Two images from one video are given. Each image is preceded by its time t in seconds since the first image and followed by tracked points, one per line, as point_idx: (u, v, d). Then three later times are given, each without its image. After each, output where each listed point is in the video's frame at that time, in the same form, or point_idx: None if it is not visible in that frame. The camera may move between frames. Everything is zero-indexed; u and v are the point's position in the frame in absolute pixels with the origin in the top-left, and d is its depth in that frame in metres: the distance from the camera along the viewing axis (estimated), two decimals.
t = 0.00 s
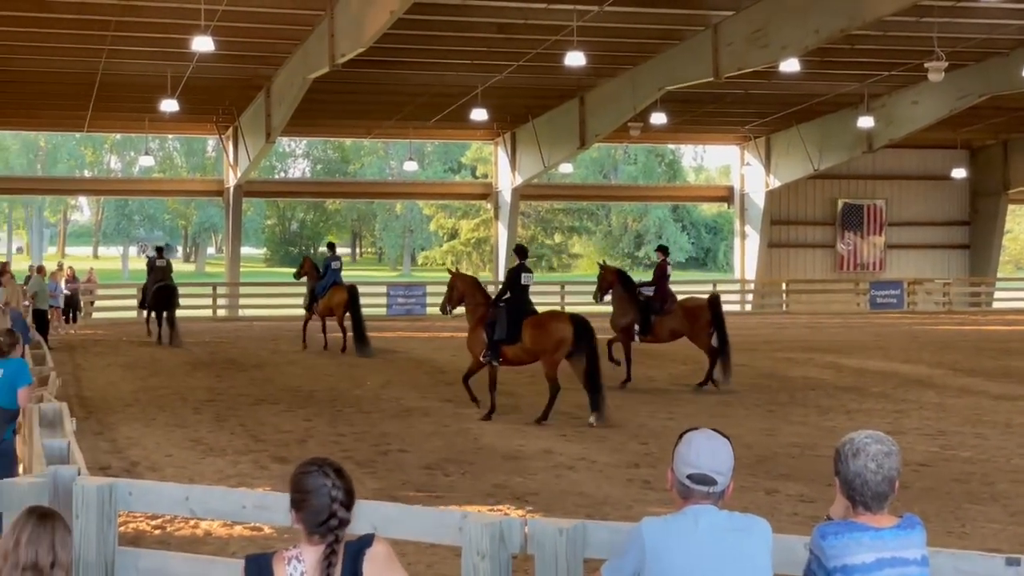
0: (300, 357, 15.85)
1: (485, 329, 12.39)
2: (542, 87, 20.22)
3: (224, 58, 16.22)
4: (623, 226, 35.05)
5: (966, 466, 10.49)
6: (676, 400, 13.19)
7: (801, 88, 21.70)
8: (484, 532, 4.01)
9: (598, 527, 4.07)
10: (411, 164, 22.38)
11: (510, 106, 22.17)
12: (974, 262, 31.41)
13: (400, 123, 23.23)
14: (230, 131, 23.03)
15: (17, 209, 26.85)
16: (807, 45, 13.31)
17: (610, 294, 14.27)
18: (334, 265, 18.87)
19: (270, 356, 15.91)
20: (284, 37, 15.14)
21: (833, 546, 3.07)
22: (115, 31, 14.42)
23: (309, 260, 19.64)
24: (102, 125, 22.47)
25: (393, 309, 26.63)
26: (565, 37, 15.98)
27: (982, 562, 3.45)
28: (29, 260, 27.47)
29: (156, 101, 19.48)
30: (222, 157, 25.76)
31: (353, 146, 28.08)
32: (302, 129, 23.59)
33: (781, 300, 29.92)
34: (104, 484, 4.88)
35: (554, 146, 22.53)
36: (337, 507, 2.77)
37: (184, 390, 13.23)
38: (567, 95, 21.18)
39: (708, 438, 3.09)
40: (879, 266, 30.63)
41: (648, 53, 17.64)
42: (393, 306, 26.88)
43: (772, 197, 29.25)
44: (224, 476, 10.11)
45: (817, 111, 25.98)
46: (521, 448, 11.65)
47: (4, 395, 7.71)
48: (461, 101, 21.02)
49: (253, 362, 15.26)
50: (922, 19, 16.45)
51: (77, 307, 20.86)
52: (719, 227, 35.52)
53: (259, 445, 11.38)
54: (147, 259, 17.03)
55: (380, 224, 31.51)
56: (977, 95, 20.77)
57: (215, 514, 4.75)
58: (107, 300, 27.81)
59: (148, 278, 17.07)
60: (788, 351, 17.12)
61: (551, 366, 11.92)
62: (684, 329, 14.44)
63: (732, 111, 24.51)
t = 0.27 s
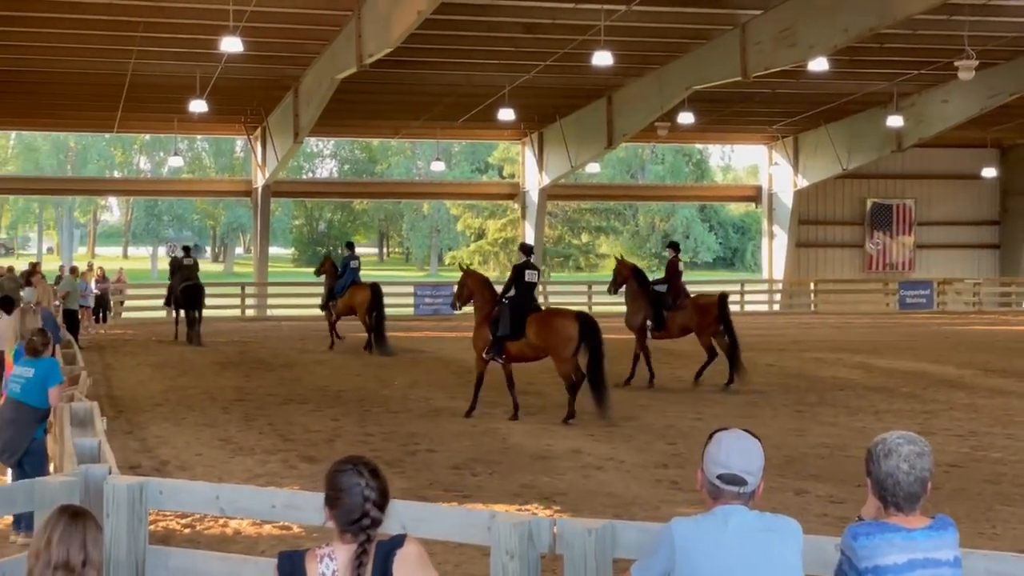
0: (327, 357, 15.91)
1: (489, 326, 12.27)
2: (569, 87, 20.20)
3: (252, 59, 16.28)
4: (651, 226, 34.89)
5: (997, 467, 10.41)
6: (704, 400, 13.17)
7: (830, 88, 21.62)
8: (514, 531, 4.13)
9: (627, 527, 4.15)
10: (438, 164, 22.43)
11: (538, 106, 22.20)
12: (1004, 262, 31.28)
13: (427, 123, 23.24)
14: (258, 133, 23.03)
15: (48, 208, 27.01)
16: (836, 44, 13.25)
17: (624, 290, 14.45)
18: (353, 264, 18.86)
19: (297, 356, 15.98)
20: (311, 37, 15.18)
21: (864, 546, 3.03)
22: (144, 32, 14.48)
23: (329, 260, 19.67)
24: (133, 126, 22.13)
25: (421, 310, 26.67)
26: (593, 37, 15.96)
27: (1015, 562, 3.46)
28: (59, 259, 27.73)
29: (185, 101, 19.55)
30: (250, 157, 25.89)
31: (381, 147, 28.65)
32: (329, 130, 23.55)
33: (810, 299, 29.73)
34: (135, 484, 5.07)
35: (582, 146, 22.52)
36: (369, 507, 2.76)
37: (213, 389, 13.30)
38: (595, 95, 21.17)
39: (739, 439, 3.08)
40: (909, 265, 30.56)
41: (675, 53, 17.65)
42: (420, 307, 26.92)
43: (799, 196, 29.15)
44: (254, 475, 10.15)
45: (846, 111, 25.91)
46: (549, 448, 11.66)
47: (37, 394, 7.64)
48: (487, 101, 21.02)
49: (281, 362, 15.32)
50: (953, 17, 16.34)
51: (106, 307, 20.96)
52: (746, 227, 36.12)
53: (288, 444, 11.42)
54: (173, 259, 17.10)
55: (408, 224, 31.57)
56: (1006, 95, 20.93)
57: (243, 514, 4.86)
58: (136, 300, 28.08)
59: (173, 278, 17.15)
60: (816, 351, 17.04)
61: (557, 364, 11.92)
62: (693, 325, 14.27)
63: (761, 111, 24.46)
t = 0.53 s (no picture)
0: (353, 357, 15.96)
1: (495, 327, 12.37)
2: (595, 86, 20.22)
3: (277, 60, 16.34)
4: (676, 226, 35.36)
5: None
6: (729, 400, 13.14)
7: (857, 87, 21.55)
8: (541, 530, 4.10)
9: (654, 528, 4.11)
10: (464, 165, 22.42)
11: (563, 106, 22.22)
12: None
13: (451, 124, 23.25)
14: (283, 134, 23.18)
15: (76, 209, 27.36)
16: (864, 43, 13.18)
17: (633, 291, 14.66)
18: (370, 264, 19.06)
19: (323, 355, 16.04)
20: (336, 38, 15.21)
21: (894, 547, 2.99)
22: (171, 34, 14.55)
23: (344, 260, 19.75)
24: (160, 126, 22.11)
25: (447, 310, 26.74)
26: (618, 37, 15.95)
27: None
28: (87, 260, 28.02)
29: (213, 102, 19.63)
30: (275, 157, 26.04)
31: (405, 146, 28.09)
32: (354, 131, 23.65)
33: (836, 300, 29.89)
34: (163, 482, 5.07)
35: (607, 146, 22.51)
36: (392, 508, 2.78)
37: (239, 388, 13.36)
38: (620, 95, 21.15)
39: (767, 439, 3.07)
40: (936, 265, 30.35)
41: (701, 53, 17.65)
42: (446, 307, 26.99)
43: (826, 197, 29.22)
44: (280, 475, 10.20)
45: (873, 110, 25.79)
46: (574, 448, 11.66)
47: (65, 394, 7.58)
48: (512, 101, 21.03)
49: (307, 362, 15.38)
50: (980, 16, 16.24)
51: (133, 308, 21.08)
52: (772, 227, 35.76)
53: (314, 444, 11.47)
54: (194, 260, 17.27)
55: (433, 224, 31.58)
56: None
57: (269, 513, 4.85)
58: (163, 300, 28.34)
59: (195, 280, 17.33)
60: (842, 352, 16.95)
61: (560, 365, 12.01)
62: (700, 325, 14.50)
63: (787, 110, 24.40)
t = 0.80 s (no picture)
0: (377, 358, 15.98)
1: (500, 326, 12.55)
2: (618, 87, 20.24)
3: (302, 61, 16.41)
4: (699, 227, 35.34)
5: None
6: (754, 402, 13.11)
7: (883, 88, 21.50)
8: (565, 532, 4.13)
9: (679, 529, 4.12)
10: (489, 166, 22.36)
11: (586, 107, 22.22)
12: None
13: (475, 124, 23.20)
14: (307, 134, 23.23)
15: (101, 210, 27.75)
16: (889, 43, 13.13)
17: (642, 292, 14.65)
18: (386, 265, 19.16)
19: (347, 356, 16.07)
20: (359, 39, 15.22)
21: (921, 549, 2.94)
22: (195, 35, 14.59)
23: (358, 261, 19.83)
24: (185, 129, 22.25)
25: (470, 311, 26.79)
26: (642, 37, 15.99)
27: None
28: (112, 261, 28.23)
29: (237, 103, 19.66)
30: (299, 158, 26.18)
31: (429, 147, 28.17)
32: (378, 131, 23.67)
33: (861, 301, 29.82)
34: (189, 483, 5.08)
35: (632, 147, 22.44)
36: (407, 510, 2.77)
37: (263, 389, 13.39)
38: (643, 95, 21.11)
39: (791, 440, 3.06)
40: (962, 266, 30.14)
41: (725, 53, 17.66)
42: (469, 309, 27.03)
43: (851, 198, 29.17)
44: (304, 475, 10.22)
45: (897, 110, 25.69)
46: (598, 450, 11.65)
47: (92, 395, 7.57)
48: (536, 102, 21.02)
49: (331, 363, 15.41)
50: (1005, 15, 16.15)
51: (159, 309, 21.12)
52: (796, 228, 35.87)
53: (338, 444, 11.48)
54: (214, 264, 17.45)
55: (456, 225, 31.58)
56: None
57: (295, 513, 4.87)
58: (188, 301, 28.51)
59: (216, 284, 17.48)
60: (868, 353, 16.85)
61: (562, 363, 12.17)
62: (711, 324, 14.47)
63: (812, 111, 24.32)
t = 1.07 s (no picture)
0: (403, 360, 16.01)
1: (511, 329, 12.83)
2: (644, 89, 20.27)
3: (330, 64, 16.51)
4: (726, 229, 35.36)
5: None
6: (781, 405, 13.06)
7: (911, 89, 21.42)
8: (592, 535, 4.19)
9: (706, 533, 4.10)
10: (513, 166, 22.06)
11: (613, 109, 22.26)
12: None
13: (502, 127, 23.23)
14: (334, 138, 23.25)
15: (130, 213, 28.24)
16: (917, 44, 13.08)
17: (655, 298, 14.65)
18: (403, 266, 19.23)
19: (373, 358, 16.12)
20: (386, 42, 15.34)
21: (950, 554, 2.80)
22: (224, 39, 14.69)
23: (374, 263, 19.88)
24: (212, 131, 22.28)
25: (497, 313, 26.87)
26: (668, 40, 16.08)
27: None
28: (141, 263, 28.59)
29: (265, 106, 19.75)
30: (327, 161, 26.35)
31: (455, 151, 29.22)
32: (406, 134, 23.72)
33: (889, 303, 29.48)
34: (217, 485, 5.16)
35: (659, 149, 22.44)
36: (431, 510, 2.81)
37: (290, 391, 13.43)
38: (671, 97, 21.11)
39: (820, 443, 3.05)
40: (990, 268, 29.96)
41: (753, 55, 17.73)
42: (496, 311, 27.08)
43: (879, 199, 29.11)
44: (331, 477, 10.24)
45: (924, 112, 25.63)
46: (625, 452, 11.62)
47: (121, 396, 7.49)
48: (562, 104, 21.06)
49: (358, 365, 15.45)
50: None
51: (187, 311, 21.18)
52: (823, 230, 36.38)
53: (365, 446, 11.50)
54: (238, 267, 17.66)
55: (483, 227, 31.45)
56: None
57: (322, 515, 4.95)
58: (216, 304, 28.78)
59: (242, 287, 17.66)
60: (896, 356, 16.75)
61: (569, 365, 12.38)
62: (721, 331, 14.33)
63: (839, 112, 24.25)
